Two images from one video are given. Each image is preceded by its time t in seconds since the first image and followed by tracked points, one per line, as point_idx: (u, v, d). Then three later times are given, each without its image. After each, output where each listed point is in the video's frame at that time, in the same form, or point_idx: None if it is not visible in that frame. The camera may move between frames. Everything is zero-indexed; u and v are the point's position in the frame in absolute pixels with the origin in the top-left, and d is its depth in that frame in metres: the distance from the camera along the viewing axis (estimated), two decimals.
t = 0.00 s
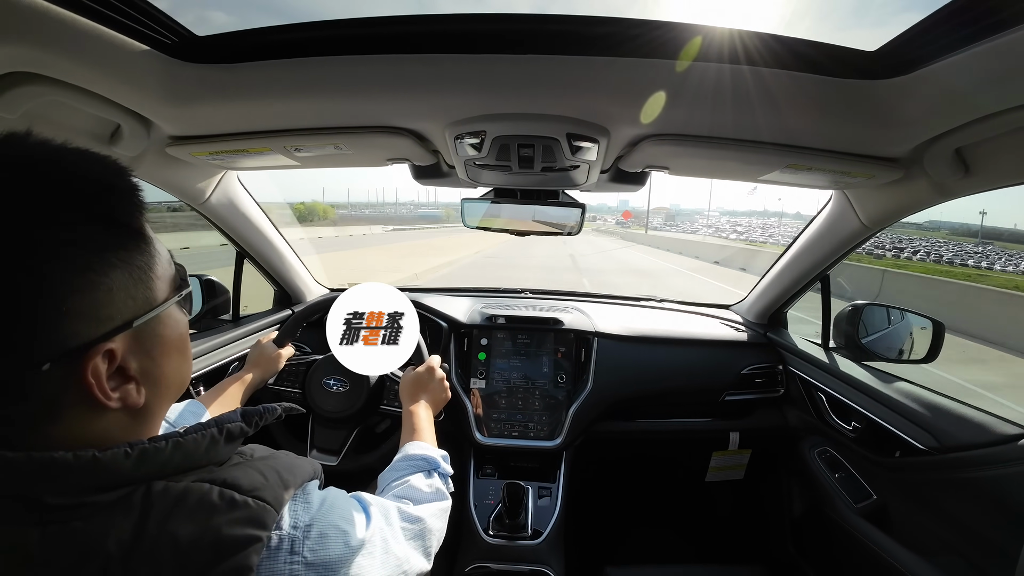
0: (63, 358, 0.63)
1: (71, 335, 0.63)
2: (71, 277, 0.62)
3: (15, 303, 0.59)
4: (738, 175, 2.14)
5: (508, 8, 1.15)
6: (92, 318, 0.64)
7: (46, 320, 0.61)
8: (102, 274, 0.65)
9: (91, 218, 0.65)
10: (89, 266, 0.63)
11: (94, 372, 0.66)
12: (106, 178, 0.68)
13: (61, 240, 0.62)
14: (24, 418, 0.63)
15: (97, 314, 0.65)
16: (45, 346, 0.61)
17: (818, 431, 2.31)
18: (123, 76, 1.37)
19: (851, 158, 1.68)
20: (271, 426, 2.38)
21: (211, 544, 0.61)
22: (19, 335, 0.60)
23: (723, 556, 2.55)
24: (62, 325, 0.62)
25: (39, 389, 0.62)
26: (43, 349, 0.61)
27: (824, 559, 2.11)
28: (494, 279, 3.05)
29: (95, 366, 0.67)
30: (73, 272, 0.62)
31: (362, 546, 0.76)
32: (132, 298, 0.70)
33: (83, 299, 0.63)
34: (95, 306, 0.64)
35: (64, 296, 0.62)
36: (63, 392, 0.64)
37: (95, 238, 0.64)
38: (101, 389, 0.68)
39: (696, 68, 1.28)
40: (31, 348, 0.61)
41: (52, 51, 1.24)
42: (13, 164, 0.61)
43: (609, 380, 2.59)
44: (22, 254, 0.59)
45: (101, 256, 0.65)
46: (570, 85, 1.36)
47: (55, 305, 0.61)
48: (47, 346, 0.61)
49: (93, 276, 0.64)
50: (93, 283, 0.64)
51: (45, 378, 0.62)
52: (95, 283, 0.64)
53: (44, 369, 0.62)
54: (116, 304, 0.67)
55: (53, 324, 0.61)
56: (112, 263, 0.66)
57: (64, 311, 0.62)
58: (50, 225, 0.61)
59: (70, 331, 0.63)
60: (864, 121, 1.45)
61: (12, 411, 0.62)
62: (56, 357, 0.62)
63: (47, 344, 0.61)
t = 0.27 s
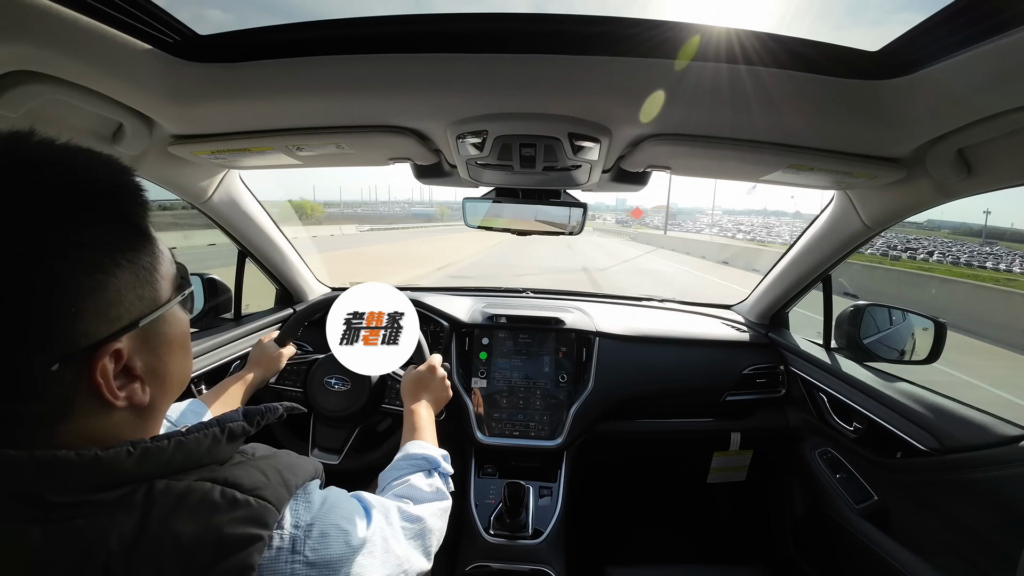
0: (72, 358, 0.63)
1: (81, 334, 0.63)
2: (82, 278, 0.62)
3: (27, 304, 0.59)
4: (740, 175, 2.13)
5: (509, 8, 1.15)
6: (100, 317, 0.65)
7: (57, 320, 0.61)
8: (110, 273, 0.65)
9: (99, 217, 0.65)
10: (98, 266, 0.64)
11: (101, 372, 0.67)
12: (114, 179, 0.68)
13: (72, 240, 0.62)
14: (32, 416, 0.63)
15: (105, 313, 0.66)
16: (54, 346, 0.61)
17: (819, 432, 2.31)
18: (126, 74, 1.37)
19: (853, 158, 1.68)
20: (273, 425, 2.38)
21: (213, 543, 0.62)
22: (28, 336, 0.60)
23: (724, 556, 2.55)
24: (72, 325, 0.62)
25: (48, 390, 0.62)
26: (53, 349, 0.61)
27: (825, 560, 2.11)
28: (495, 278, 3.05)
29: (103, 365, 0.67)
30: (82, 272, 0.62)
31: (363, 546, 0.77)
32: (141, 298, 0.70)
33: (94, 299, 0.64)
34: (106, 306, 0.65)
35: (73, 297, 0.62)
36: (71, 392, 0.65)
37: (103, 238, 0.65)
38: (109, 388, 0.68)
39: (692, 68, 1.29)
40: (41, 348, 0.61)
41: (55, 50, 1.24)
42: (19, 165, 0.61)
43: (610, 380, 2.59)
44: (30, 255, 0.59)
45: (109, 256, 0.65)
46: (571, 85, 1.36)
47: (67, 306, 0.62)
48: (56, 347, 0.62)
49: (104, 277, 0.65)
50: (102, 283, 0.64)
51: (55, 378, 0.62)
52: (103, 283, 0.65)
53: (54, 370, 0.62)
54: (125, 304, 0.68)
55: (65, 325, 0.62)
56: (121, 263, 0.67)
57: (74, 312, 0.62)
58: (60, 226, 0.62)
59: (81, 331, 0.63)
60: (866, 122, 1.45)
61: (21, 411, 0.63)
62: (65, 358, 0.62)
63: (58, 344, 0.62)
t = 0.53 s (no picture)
0: (14, 363, 0.61)
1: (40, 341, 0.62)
2: (35, 282, 0.61)
3: None
4: (742, 172, 2.13)
5: (509, 5, 1.15)
6: (55, 326, 0.63)
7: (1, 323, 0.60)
8: (65, 280, 0.63)
9: (65, 220, 0.63)
10: (54, 272, 0.62)
11: (47, 384, 0.63)
12: (119, 181, 0.69)
13: (31, 244, 0.61)
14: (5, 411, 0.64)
15: (59, 321, 0.63)
16: None
17: (820, 430, 2.31)
18: (126, 72, 1.37)
19: (855, 156, 1.67)
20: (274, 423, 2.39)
21: (214, 541, 0.62)
22: None
23: (724, 554, 2.56)
24: (32, 330, 0.62)
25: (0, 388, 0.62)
26: None
27: (825, 558, 2.11)
28: (496, 276, 3.05)
29: (47, 379, 0.63)
30: (35, 277, 0.61)
31: (364, 544, 0.77)
32: (97, 307, 0.66)
33: (47, 306, 0.62)
34: (47, 311, 0.62)
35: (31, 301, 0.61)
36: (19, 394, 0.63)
37: (60, 244, 0.62)
38: (57, 401, 0.65)
39: (689, 65, 1.29)
40: None
41: (55, 48, 1.24)
42: (26, 157, 0.63)
43: (611, 378, 2.59)
44: None
45: (64, 263, 0.62)
46: (573, 83, 1.36)
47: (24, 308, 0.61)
48: (6, 349, 0.61)
49: (47, 280, 0.62)
50: (57, 290, 0.62)
51: None
52: (56, 290, 0.62)
53: None
54: (73, 312, 0.64)
55: (24, 329, 0.61)
56: (72, 269, 0.63)
57: (32, 316, 0.61)
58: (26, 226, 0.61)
59: (22, 336, 0.61)
60: (868, 120, 1.44)
61: None
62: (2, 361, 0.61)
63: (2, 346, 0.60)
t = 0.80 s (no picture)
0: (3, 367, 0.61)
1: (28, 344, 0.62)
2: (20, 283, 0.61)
3: None
4: (742, 173, 2.13)
5: (510, 5, 1.15)
6: (42, 328, 0.62)
7: None
8: (51, 282, 0.62)
9: (55, 222, 0.63)
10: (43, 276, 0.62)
11: (35, 388, 0.63)
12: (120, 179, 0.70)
13: (22, 245, 0.61)
14: None
15: (47, 324, 0.63)
16: None
17: (820, 430, 2.31)
18: (126, 71, 1.37)
19: (855, 157, 1.67)
20: (274, 423, 2.39)
21: (213, 540, 0.62)
22: None
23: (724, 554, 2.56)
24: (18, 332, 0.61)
25: None
26: None
27: (825, 558, 2.11)
28: (496, 276, 3.05)
29: (36, 383, 0.63)
30: (20, 278, 0.61)
31: (362, 542, 0.77)
32: (86, 311, 0.65)
33: (31, 307, 0.62)
34: (35, 316, 0.62)
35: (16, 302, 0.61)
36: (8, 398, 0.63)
37: (48, 246, 0.62)
38: (47, 404, 0.65)
39: (688, 65, 1.28)
40: None
41: (55, 47, 1.24)
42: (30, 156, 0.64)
43: (610, 378, 2.59)
44: None
45: (51, 265, 0.62)
46: (573, 82, 1.36)
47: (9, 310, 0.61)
48: None
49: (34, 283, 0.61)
50: (43, 292, 0.62)
51: None
52: (41, 292, 0.62)
53: None
54: (62, 316, 0.63)
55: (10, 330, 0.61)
56: (59, 272, 0.63)
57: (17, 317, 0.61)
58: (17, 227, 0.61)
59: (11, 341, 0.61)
60: (867, 121, 1.44)
61: None
62: None
63: None
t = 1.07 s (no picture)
0: (11, 364, 0.60)
1: (35, 342, 0.61)
2: (25, 281, 0.60)
3: None
4: (741, 171, 2.13)
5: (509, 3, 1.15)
6: (49, 325, 0.62)
7: None
8: (56, 279, 0.62)
9: (55, 220, 0.62)
10: (52, 271, 0.61)
11: (47, 382, 0.63)
12: (106, 179, 0.68)
13: (28, 242, 0.60)
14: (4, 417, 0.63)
15: (53, 321, 0.62)
16: None
17: (818, 428, 2.32)
18: (124, 68, 1.36)
19: (854, 155, 1.67)
20: (273, 421, 2.39)
21: (212, 541, 0.62)
22: None
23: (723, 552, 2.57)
24: (24, 330, 0.60)
25: None
26: None
27: (823, 556, 2.12)
28: (495, 274, 3.05)
29: (47, 376, 0.63)
30: (24, 276, 0.60)
31: (361, 541, 0.77)
32: (96, 305, 0.65)
33: (36, 305, 0.61)
34: (47, 312, 0.62)
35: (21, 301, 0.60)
36: (20, 399, 0.62)
37: (53, 243, 0.62)
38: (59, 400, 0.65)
39: (685, 63, 1.28)
40: None
41: (51, 44, 1.23)
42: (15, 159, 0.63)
43: (609, 376, 2.60)
44: None
45: (57, 261, 0.61)
46: (572, 81, 1.35)
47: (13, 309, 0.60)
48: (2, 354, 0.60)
49: (47, 280, 0.61)
50: (48, 289, 0.61)
51: None
52: (47, 290, 0.61)
53: None
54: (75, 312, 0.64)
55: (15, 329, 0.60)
56: (69, 267, 0.63)
57: (22, 316, 0.60)
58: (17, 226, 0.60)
59: (22, 339, 0.60)
60: (866, 120, 1.44)
61: None
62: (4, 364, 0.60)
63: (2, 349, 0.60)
